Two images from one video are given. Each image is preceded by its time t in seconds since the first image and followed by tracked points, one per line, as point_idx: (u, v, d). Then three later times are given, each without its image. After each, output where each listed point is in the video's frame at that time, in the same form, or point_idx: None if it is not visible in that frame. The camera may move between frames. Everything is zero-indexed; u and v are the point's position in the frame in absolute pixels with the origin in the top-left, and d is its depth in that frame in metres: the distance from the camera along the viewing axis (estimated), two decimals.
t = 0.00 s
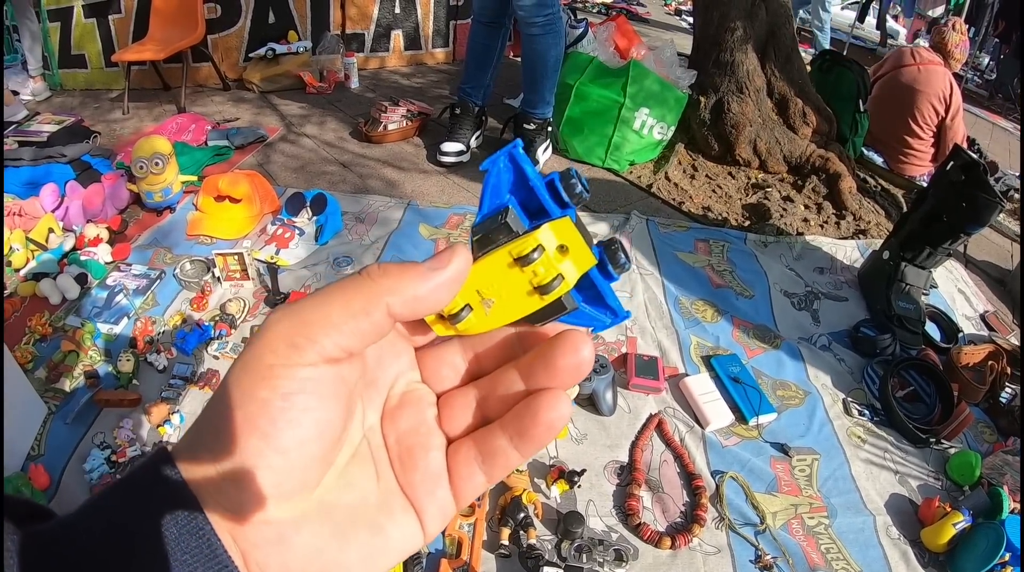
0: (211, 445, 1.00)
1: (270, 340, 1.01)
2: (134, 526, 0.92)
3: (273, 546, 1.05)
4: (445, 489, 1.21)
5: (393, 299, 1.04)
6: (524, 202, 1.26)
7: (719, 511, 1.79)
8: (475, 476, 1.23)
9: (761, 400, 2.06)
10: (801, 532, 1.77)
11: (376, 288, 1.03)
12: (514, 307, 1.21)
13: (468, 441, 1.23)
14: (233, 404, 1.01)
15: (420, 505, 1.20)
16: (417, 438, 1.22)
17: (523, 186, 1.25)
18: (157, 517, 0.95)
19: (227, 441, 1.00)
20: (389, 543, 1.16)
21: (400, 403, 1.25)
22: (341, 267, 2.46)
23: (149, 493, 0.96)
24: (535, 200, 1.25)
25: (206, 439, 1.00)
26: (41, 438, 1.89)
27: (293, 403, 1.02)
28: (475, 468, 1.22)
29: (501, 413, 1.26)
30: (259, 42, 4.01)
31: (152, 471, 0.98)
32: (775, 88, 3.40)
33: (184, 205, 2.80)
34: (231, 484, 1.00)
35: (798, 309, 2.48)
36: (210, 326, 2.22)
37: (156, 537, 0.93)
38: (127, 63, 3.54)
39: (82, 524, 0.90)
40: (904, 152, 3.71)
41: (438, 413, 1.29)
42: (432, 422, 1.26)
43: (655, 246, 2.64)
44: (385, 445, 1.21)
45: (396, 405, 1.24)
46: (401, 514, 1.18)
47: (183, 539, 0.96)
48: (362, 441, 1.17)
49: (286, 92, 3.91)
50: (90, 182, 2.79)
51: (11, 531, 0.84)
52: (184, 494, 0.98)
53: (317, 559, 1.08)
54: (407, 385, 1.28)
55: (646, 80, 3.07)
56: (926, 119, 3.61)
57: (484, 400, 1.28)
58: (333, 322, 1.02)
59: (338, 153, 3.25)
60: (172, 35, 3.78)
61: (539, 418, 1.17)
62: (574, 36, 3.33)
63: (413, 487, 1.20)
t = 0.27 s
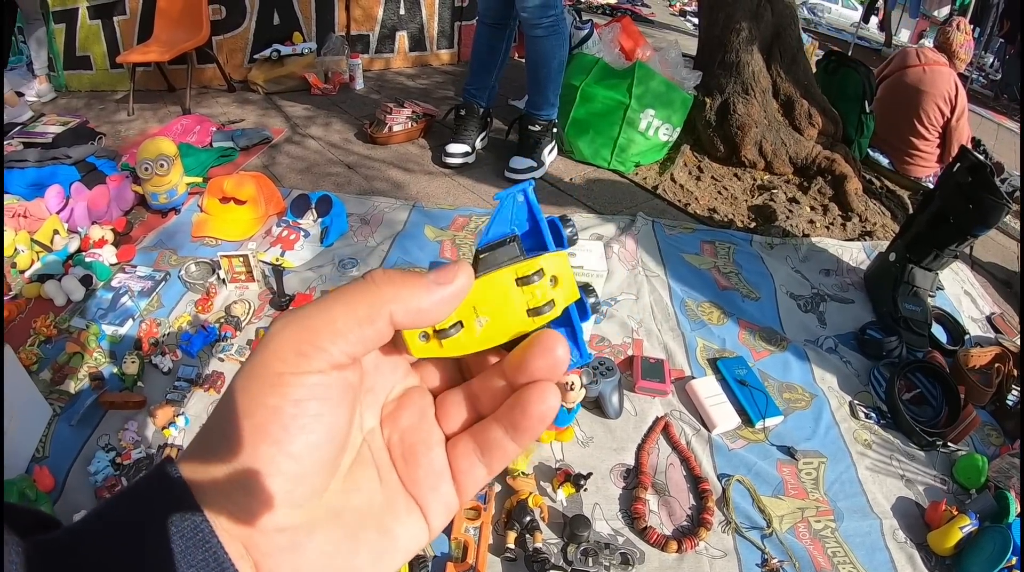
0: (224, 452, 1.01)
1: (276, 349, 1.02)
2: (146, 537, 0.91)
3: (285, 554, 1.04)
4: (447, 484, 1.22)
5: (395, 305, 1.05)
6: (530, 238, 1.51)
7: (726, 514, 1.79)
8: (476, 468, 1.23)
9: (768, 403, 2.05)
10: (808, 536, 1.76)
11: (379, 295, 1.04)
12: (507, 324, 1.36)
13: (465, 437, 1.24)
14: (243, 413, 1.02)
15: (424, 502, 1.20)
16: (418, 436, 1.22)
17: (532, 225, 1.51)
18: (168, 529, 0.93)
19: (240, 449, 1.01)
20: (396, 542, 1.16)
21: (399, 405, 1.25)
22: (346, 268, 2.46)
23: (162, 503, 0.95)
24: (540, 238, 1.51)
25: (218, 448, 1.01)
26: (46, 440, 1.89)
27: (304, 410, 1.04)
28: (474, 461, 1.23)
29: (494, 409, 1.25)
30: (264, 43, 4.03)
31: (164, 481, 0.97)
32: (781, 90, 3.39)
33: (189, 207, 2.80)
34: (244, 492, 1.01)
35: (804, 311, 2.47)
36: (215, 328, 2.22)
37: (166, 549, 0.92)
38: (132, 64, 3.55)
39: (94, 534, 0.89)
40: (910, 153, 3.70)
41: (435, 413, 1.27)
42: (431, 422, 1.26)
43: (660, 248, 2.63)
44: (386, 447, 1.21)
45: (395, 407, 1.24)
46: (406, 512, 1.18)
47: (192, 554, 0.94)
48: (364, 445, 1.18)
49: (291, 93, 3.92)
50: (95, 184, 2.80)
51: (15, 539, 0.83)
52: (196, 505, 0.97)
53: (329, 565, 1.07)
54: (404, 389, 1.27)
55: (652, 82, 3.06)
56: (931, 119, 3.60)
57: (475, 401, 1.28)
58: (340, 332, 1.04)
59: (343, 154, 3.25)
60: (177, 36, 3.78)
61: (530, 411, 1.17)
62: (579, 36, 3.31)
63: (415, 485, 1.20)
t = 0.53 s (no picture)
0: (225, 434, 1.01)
1: (286, 330, 1.05)
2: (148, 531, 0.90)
3: (281, 537, 1.04)
4: (450, 478, 1.22)
5: (407, 300, 1.11)
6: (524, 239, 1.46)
7: (733, 514, 1.78)
8: (480, 465, 1.23)
9: (775, 402, 2.05)
10: (815, 535, 1.76)
11: (392, 288, 1.10)
12: (512, 322, 1.28)
13: (472, 433, 1.25)
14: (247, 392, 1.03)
15: (426, 497, 1.20)
16: (422, 428, 1.25)
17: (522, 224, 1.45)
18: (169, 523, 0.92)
19: (241, 427, 1.02)
20: (395, 535, 1.15)
21: (403, 396, 1.29)
22: (353, 267, 2.46)
23: (162, 496, 0.93)
24: (532, 236, 1.45)
25: (218, 429, 1.01)
26: (52, 438, 1.89)
27: (307, 390, 1.06)
28: (478, 457, 1.23)
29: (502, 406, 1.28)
30: (270, 42, 4.03)
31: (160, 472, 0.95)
32: (787, 89, 3.39)
33: (195, 205, 2.80)
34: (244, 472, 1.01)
35: (811, 310, 2.47)
36: (222, 327, 2.21)
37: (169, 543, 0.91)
38: (138, 63, 3.56)
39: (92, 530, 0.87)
40: (916, 154, 3.70)
41: (441, 408, 1.30)
42: (437, 416, 1.28)
43: (666, 248, 2.63)
44: (391, 437, 1.23)
45: (401, 397, 1.28)
46: (407, 505, 1.18)
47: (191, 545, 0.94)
48: (367, 433, 1.20)
49: (296, 92, 3.92)
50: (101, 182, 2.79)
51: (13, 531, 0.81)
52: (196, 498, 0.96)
53: (323, 549, 1.07)
54: (412, 380, 1.32)
55: (659, 81, 3.06)
56: (938, 119, 3.60)
57: (483, 398, 1.30)
58: (351, 320, 1.08)
59: (349, 153, 3.25)
60: (182, 35, 3.79)
61: (541, 407, 1.18)
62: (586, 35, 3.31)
63: (418, 479, 1.20)
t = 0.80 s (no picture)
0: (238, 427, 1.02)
1: (288, 309, 1.11)
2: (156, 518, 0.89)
3: (290, 525, 1.06)
4: (468, 476, 1.26)
5: (393, 276, 1.22)
6: (499, 237, 1.57)
7: (738, 513, 1.79)
8: (498, 470, 1.27)
9: (780, 403, 2.06)
10: (819, 535, 1.77)
11: (379, 266, 1.22)
12: (494, 318, 1.44)
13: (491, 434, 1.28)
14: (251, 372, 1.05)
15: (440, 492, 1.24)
16: (440, 427, 1.30)
17: (495, 224, 1.57)
18: (178, 509, 0.92)
19: (244, 406, 1.03)
20: (408, 528, 1.18)
21: (419, 395, 1.36)
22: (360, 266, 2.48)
23: (169, 483, 0.93)
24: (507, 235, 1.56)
25: (224, 418, 1.02)
26: (61, 435, 1.91)
27: (308, 366, 1.07)
28: (497, 462, 1.26)
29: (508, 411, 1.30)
30: (277, 42, 4.05)
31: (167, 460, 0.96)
32: (793, 90, 3.39)
33: (203, 204, 2.82)
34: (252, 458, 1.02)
35: (816, 311, 2.48)
36: (230, 325, 2.23)
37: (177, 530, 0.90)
38: (145, 62, 3.57)
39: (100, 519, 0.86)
40: (921, 155, 3.70)
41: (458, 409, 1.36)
42: (451, 414, 1.34)
43: (671, 248, 2.64)
44: (408, 437, 1.29)
45: (416, 395, 1.35)
46: (421, 499, 1.21)
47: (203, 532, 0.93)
48: (380, 429, 1.25)
49: (303, 92, 3.94)
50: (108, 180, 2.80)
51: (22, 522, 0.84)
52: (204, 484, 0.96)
53: (334, 539, 1.10)
54: (431, 383, 1.39)
55: (665, 82, 3.07)
56: (943, 120, 3.60)
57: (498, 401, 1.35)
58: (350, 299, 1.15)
59: (356, 153, 3.27)
60: (189, 35, 3.80)
61: (538, 416, 1.16)
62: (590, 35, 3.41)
63: (434, 474, 1.24)
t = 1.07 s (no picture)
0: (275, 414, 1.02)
1: (340, 312, 1.04)
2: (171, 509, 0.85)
3: (333, 505, 1.05)
4: (487, 464, 1.28)
5: (445, 263, 1.05)
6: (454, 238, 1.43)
7: (740, 512, 1.81)
8: (512, 463, 1.31)
9: (782, 404, 2.07)
10: (820, 534, 1.78)
11: (424, 254, 1.03)
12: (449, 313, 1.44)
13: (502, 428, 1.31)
14: (300, 366, 1.03)
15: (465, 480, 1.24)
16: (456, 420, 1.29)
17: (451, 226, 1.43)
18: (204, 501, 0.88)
19: (298, 396, 1.02)
20: (439, 510, 1.18)
21: (432, 388, 1.31)
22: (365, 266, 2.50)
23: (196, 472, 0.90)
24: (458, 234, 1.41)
25: (269, 397, 1.01)
26: (67, 431, 1.92)
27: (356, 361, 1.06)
28: (511, 456, 1.31)
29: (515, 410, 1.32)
30: (282, 43, 4.08)
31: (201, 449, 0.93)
32: (796, 92, 3.41)
33: (208, 203, 2.84)
34: (298, 437, 1.02)
35: (818, 313, 2.49)
36: (236, 323, 2.25)
37: (197, 526, 0.86)
38: (151, 62, 3.60)
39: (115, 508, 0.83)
40: (924, 157, 3.73)
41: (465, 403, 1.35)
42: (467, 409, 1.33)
43: (674, 249, 2.66)
44: (426, 430, 1.25)
45: (428, 388, 1.30)
46: (448, 487, 1.21)
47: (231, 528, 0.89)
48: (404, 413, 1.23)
49: (308, 93, 3.97)
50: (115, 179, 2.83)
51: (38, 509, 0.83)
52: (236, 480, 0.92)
53: (369, 522, 1.09)
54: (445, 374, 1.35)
55: (668, 84, 3.09)
56: (945, 123, 3.62)
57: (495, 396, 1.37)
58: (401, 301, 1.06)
59: (361, 153, 3.29)
60: (195, 35, 3.82)
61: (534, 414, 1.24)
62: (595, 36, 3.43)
63: (457, 462, 1.25)
